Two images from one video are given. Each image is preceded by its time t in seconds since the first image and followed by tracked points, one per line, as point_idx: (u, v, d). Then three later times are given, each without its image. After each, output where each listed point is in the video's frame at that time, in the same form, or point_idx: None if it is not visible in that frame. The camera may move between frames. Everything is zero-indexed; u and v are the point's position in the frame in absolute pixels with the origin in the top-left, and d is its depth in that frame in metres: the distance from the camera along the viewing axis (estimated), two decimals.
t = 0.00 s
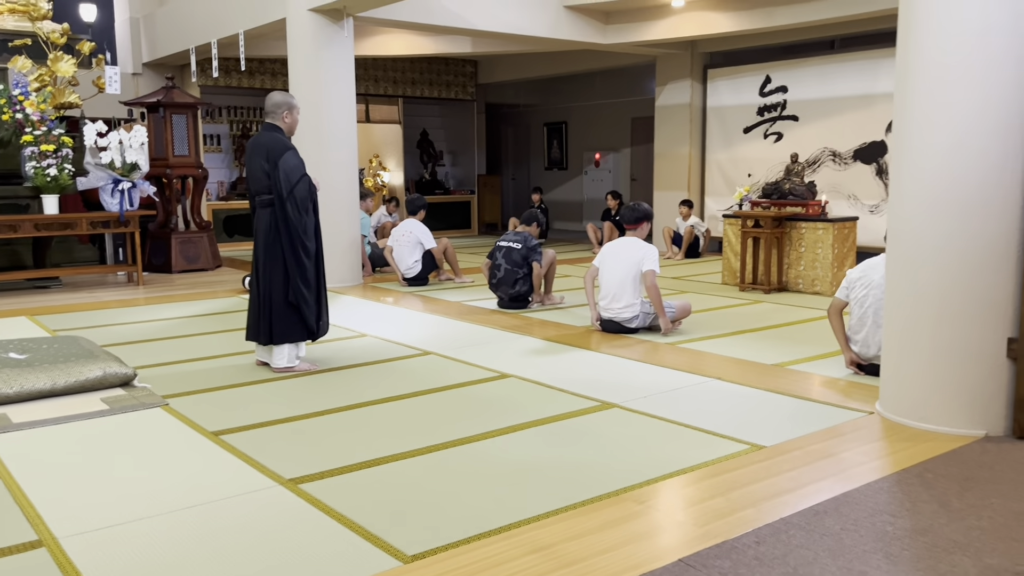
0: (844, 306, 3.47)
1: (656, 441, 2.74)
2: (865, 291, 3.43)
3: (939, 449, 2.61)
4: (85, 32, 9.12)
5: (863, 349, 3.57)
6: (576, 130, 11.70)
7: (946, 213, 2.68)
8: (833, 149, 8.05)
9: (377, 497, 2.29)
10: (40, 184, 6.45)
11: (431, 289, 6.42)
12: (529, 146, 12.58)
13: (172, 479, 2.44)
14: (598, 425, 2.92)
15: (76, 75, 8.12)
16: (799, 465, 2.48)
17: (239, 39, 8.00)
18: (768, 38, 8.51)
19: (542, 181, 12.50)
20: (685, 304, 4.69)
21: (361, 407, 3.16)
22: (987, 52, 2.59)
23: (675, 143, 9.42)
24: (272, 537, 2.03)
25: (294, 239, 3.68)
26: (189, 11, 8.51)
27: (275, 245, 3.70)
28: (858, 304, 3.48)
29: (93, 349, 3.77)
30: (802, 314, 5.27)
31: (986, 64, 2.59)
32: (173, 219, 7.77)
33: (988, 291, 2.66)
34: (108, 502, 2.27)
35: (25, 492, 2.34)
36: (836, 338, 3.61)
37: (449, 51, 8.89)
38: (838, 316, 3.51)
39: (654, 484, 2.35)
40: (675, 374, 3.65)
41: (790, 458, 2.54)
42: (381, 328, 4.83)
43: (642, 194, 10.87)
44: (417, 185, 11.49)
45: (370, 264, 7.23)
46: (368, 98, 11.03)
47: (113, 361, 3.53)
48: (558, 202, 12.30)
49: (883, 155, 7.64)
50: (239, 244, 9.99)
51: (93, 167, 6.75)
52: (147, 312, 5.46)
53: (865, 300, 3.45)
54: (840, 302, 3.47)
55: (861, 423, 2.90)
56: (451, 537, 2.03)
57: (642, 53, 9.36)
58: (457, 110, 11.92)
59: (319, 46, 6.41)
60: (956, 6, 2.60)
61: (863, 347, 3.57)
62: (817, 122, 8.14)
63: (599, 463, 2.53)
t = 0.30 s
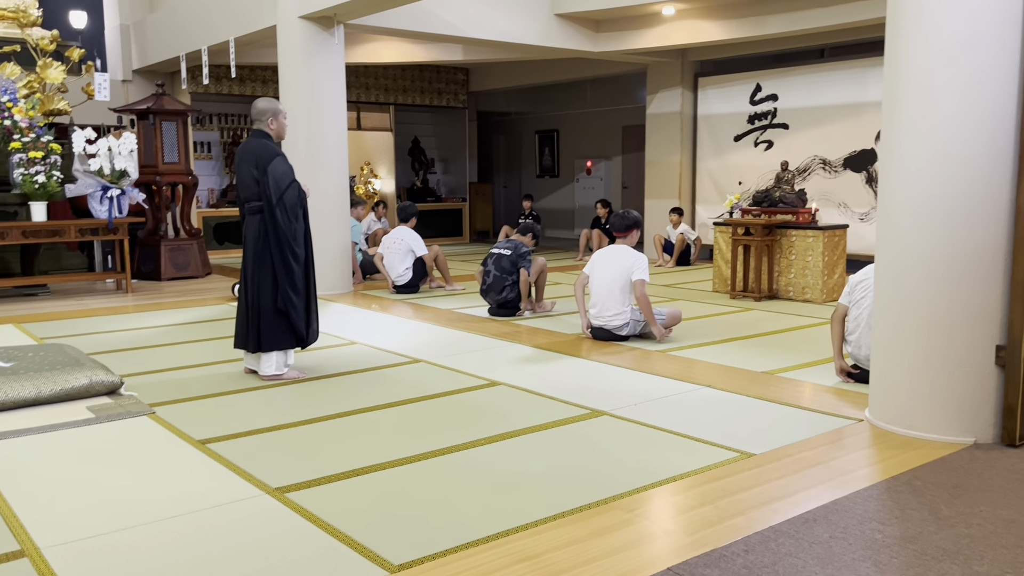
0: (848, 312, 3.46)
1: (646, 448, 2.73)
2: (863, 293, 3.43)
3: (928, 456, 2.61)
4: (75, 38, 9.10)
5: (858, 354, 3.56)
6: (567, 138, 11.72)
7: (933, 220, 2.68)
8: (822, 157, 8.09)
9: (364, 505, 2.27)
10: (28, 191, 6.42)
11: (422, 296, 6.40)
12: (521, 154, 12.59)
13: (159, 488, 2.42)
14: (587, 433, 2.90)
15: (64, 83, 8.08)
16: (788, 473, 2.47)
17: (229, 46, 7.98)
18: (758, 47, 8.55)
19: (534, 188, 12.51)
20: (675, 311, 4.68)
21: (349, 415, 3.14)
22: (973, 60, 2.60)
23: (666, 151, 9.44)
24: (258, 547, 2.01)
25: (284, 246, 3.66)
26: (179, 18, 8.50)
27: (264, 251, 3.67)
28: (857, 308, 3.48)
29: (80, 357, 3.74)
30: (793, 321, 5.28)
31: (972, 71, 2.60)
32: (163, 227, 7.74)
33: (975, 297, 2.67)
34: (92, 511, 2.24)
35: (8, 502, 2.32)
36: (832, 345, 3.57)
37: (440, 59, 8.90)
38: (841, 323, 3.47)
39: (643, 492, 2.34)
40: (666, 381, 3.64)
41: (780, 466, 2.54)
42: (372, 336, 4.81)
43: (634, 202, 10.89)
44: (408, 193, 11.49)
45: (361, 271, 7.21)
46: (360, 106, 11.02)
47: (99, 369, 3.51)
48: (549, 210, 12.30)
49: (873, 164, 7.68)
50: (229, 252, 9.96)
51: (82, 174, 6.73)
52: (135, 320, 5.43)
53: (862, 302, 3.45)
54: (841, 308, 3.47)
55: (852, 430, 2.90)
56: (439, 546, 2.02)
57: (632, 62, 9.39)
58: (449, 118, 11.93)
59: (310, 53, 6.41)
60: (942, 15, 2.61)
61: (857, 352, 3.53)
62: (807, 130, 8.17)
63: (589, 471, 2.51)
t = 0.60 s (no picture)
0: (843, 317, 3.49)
1: (639, 455, 2.73)
2: (856, 299, 3.43)
3: (920, 463, 2.61)
4: (67, 45, 9.07)
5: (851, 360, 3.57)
6: (561, 145, 11.73)
7: (923, 228, 2.70)
8: (815, 164, 8.12)
9: (357, 513, 2.27)
10: (20, 198, 6.42)
11: (415, 303, 6.39)
12: (514, 162, 12.60)
13: (149, 496, 2.40)
14: (580, 440, 2.90)
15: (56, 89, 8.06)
16: (781, 479, 2.48)
17: (222, 53, 7.98)
18: (750, 54, 8.58)
19: (527, 196, 12.52)
20: (666, 317, 4.73)
21: (342, 423, 3.13)
22: (962, 68, 2.61)
23: (659, 159, 9.47)
24: (250, 555, 2.00)
25: (276, 254, 3.66)
26: (172, 24, 8.49)
27: (257, 258, 3.67)
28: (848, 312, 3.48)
29: (71, 365, 3.72)
30: (785, 328, 5.29)
31: (961, 80, 2.62)
32: (155, 234, 7.72)
33: (965, 305, 2.68)
34: (83, 518, 2.23)
35: None
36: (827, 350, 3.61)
37: (433, 66, 8.91)
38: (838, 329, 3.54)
39: (636, 499, 2.34)
40: (659, 388, 3.64)
41: (772, 473, 2.54)
42: (365, 343, 4.80)
43: (627, 209, 10.91)
44: (402, 200, 11.50)
45: (354, 278, 7.20)
46: (353, 113, 11.03)
47: (91, 377, 3.49)
48: (542, 217, 12.32)
49: (865, 171, 7.72)
50: (221, 258, 9.94)
51: (74, 181, 6.71)
52: (127, 327, 5.40)
53: (854, 308, 3.45)
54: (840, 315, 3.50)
55: (844, 437, 2.91)
56: (431, 554, 2.01)
57: (625, 69, 9.42)
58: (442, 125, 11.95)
59: (303, 61, 6.41)
60: (931, 24, 2.64)
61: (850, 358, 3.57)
62: (800, 137, 8.21)
63: (582, 479, 2.51)
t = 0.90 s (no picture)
0: (822, 323, 3.51)
1: (632, 460, 2.73)
2: (841, 309, 3.46)
3: (913, 466, 2.62)
4: (60, 51, 9.06)
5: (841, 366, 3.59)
6: (554, 151, 11.75)
7: (914, 232, 2.71)
8: (807, 170, 8.16)
9: (349, 519, 2.26)
10: (12, 204, 6.36)
11: (409, 309, 6.39)
12: (508, 167, 12.62)
13: (142, 502, 2.39)
14: (574, 445, 2.90)
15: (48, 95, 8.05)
16: (774, 484, 2.48)
17: (215, 59, 7.98)
18: (743, 60, 8.61)
19: (521, 201, 12.53)
20: (662, 322, 4.72)
21: (336, 428, 3.13)
22: (951, 73, 2.63)
23: (652, 164, 9.50)
24: (242, 561, 1.99)
25: (269, 259, 3.65)
26: (165, 30, 8.49)
27: (250, 264, 3.66)
28: (834, 322, 3.50)
29: (62, 370, 3.71)
30: (778, 333, 5.30)
31: (950, 85, 2.63)
32: (147, 239, 7.70)
33: (956, 309, 2.69)
34: (75, 524, 2.22)
35: None
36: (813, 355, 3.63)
37: (427, 72, 8.93)
38: (818, 332, 3.55)
39: (630, 503, 2.34)
40: (653, 393, 3.65)
41: (765, 477, 2.54)
42: (358, 348, 4.80)
43: (620, 214, 10.94)
44: (395, 206, 11.51)
45: (347, 283, 7.20)
46: (346, 118, 11.06)
47: (82, 382, 3.48)
48: (536, 223, 12.33)
49: (857, 176, 7.76)
50: (215, 264, 9.93)
51: (66, 187, 6.68)
52: (119, 333, 5.39)
53: (841, 318, 3.47)
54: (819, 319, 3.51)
55: (837, 441, 2.91)
56: (425, 559, 2.01)
57: (618, 75, 9.45)
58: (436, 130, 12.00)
59: (297, 66, 6.41)
60: (920, 30, 2.65)
61: (838, 365, 3.60)
62: (792, 142, 8.24)
63: (576, 483, 2.51)
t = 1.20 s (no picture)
0: (809, 326, 3.53)
1: (627, 463, 2.73)
2: (831, 314, 3.48)
3: (908, 469, 2.62)
4: (53, 54, 9.03)
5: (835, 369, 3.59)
6: (549, 154, 11.74)
7: (907, 234, 2.72)
8: (801, 173, 8.17)
9: (344, 522, 2.25)
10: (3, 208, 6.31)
11: (403, 312, 6.38)
12: (502, 171, 12.63)
13: (138, 506, 2.39)
14: (568, 448, 2.90)
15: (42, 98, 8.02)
16: (769, 486, 2.48)
17: (209, 62, 7.96)
18: (737, 64, 8.63)
19: (515, 205, 12.53)
20: (657, 325, 4.72)
21: (330, 432, 3.12)
22: (943, 77, 2.64)
23: (646, 167, 9.51)
24: (238, 565, 1.99)
25: (263, 263, 3.64)
26: (159, 33, 8.47)
27: (243, 267, 3.65)
28: (824, 328, 3.52)
29: (56, 375, 3.69)
30: (772, 336, 5.31)
31: (943, 88, 2.64)
32: (141, 243, 7.68)
33: (950, 310, 2.69)
34: (69, 529, 2.21)
35: None
36: (805, 359, 3.64)
37: (421, 76, 8.94)
38: (804, 336, 3.57)
39: (625, 506, 2.34)
40: (648, 396, 3.65)
41: (761, 479, 2.54)
42: (353, 352, 4.79)
43: (614, 218, 10.95)
44: (390, 209, 11.51)
45: (342, 287, 7.19)
46: (341, 122, 11.03)
47: (76, 387, 3.46)
48: (531, 226, 12.33)
49: (850, 179, 7.78)
50: (209, 268, 9.91)
51: (59, 191, 6.67)
52: (112, 337, 5.37)
53: (831, 323, 3.49)
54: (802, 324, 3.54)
55: (831, 443, 2.92)
56: (421, 562, 2.00)
57: (613, 79, 9.46)
58: (431, 134, 12.01)
59: (291, 70, 6.41)
60: (913, 33, 2.66)
61: (832, 367, 3.60)
62: (786, 145, 8.26)
63: (572, 487, 2.51)
